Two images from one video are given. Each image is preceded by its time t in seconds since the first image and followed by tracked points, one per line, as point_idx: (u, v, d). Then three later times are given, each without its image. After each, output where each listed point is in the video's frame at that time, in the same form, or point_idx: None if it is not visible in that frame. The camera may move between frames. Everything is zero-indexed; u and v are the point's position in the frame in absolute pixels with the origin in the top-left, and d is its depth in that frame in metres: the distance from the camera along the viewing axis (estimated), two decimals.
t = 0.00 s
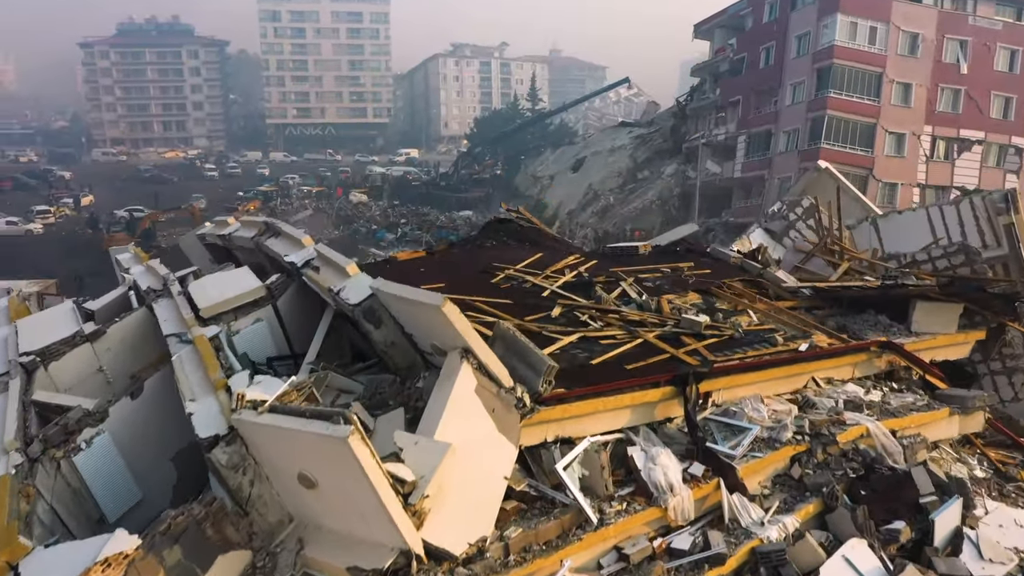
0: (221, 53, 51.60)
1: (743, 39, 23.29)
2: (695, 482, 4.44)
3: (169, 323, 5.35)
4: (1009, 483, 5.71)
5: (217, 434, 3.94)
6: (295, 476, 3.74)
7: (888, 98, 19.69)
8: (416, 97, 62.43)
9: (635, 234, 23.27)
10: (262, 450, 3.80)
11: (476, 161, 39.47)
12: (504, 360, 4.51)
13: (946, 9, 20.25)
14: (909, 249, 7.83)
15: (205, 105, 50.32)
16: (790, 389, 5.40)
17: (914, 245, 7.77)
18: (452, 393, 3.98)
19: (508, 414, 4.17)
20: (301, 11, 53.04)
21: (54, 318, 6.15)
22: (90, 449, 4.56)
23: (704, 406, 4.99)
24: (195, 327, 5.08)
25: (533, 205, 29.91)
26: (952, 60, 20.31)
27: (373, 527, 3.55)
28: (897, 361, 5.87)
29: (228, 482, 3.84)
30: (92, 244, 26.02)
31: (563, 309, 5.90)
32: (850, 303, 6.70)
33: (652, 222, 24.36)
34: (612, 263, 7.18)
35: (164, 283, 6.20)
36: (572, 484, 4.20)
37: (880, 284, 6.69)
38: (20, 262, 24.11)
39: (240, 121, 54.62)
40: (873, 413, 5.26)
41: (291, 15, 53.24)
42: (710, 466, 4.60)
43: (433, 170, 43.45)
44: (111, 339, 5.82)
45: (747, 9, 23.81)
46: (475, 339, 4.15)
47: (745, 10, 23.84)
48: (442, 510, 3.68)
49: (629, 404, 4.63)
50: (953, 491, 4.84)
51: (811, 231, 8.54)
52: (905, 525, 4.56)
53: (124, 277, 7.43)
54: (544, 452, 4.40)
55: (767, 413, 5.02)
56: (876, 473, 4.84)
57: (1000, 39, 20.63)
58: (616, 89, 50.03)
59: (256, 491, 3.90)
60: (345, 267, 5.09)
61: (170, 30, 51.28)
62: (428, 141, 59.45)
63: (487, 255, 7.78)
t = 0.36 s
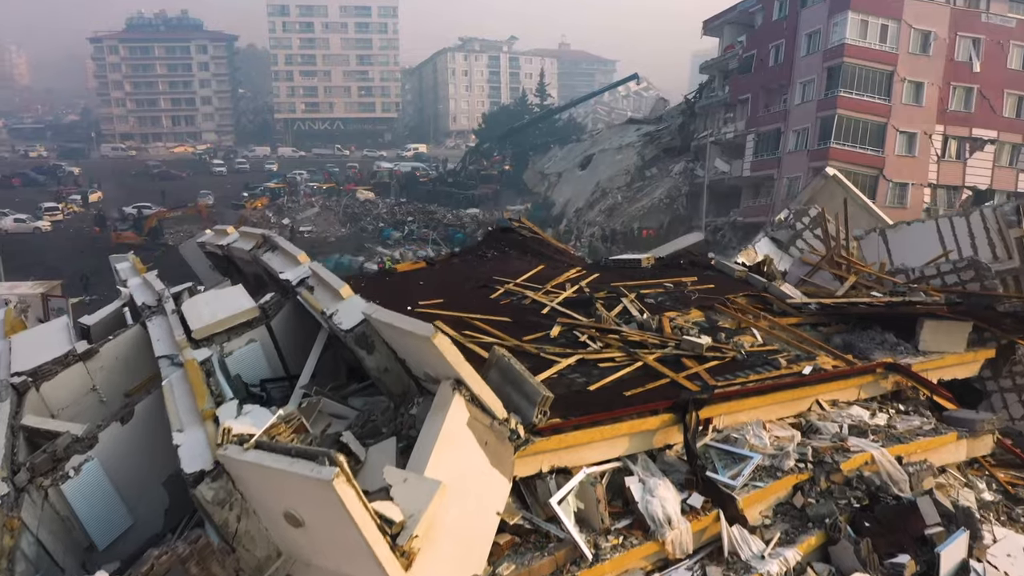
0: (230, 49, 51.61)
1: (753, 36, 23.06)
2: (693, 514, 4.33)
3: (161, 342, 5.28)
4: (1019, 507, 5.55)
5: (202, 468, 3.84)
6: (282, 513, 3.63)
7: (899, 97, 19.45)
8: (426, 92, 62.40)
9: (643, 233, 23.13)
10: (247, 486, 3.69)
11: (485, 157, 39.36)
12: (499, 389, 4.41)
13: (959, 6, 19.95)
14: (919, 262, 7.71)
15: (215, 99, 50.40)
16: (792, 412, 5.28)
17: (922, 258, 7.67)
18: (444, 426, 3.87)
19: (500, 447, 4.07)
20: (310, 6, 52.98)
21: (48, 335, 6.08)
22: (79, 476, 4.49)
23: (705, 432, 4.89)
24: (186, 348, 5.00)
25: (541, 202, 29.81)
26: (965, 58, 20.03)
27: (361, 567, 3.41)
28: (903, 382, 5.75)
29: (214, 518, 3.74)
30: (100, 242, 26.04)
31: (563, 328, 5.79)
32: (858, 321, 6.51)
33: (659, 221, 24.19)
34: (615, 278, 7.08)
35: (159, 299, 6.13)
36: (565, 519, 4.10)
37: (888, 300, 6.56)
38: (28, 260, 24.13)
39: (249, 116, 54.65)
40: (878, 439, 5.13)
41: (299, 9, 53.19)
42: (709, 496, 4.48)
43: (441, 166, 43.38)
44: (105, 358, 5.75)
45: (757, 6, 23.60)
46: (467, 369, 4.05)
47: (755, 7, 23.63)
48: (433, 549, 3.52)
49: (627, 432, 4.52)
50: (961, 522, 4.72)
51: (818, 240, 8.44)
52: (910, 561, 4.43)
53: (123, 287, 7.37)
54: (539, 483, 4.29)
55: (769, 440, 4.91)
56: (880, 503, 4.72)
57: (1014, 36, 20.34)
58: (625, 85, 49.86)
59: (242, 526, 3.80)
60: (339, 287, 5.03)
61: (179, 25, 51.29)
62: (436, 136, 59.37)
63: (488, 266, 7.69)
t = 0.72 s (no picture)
0: (238, 44, 51.64)
1: (762, 34, 22.83)
2: (691, 549, 4.20)
3: (153, 364, 5.19)
4: None
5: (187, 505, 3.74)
6: (267, 554, 3.52)
7: (910, 97, 19.20)
8: (434, 87, 62.31)
9: (650, 232, 22.97)
10: (232, 525, 3.59)
11: (492, 153, 39.27)
12: (493, 420, 4.31)
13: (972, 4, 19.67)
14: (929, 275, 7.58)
15: (223, 94, 50.48)
16: (795, 438, 5.16)
17: (932, 272, 7.55)
18: (434, 463, 3.76)
19: (494, 481, 3.96)
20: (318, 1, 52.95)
21: (41, 353, 6.02)
22: (66, 505, 4.40)
23: (704, 461, 4.78)
24: (176, 372, 4.92)
25: (548, 200, 29.69)
26: (977, 57, 19.75)
27: None
28: (910, 405, 5.61)
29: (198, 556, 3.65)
30: (107, 240, 26.09)
31: (561, 349, 5.68)
32: (863, 338, 6.43)
33: (667, 220, 24.04)
34: (616, 293, 6.99)
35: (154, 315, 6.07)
36: (558, 555, 3.98)
37: (894, 318, 6.42)
38: (36, 257, 24.20)
39: (257, 111, 54.66)
40: (883, 466, 4.99)
41: (307, 4, 53.17)
42: (707, 529, 4.36)
43: (449, 162, 43.31)
44: (98, 376, 5.68)
45: (767, 4, 23.39)
46: (458, 402, 3.96)
47: (765, 5, 23.41)
48: None
49: (623, 463, 4.40)
50: (968, 554, 4.46)
51: (824, 251, 8.30)
52: None
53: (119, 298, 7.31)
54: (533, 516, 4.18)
55: (770, 469, 4.79)
56: (885, 534, 4.55)
57: None
58: (635, 80, 49.67)
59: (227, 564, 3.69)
60: (331, 311, 4.95)
61: (188, 20, 51.30)
62: (444, 131, 59.30)
63: (489, 279, 7.60)
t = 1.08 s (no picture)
0: (247, 39, 51.62)
1: (771, 31, 22.59)
2: None
3: (143, 386, 5.11)
4: None
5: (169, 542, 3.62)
6: None
7: (921, 96, 18.97)
8: (442, 81, 62.17)
9: (658, 231, 22.78)
10: (215, 567, 3.46)
11: (500, 150, 39.09)
12: (485, 452, 4.21)
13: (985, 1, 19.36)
14: (936, 289, 7.48)
15: (231, 89, 50.49)
16: (797, 465, 5.04)
17: (940, 286, 7.43)
18: (424, 500, 3.66)
19: (486, 518, 3.85)
20: None
21: (34, 372, 5.96)
22: (51, 535, 4.32)
23: (701, 491, 4.67)
24: (165, 396, 4.84)
25: (555, 197, 29.57)
26: (990, 55, 19.45)
27: None
28: (915, 428, 5.48)
29: None
30: (114, 237, 26.11)
31: (559, 370, 5.59)
32: (869, 357, 6.31)
33: (674, 218, 23.87)
34: (616, 309, 6.90)
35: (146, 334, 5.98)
36: None
37: (898, 336, 6.29)
38: (43, 255, 24.23)
39: (266, 105, 54.61)
40: (887, 495, 4.87)
41: None
42: (705, 562, 4.22)
43: (457, 158, 43.21)
44: (89, 397, 5.59)
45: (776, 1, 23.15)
46: (448, 438, 3.89)
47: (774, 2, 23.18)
48: None
49: (619, 495, 4.29)
50: None
51: (830, 262, 8.19)
52: None
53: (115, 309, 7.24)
54: (524, 550, 4.05)
55: (770, 499, 4.66)
56: (888, 567, 4.39)
57: None
58: (644, 75, 49.42)
59: None
60: (324, 336, 4.90)
61: (197, 14, 51.26)
62: (453, 126, 59.21)
63: (490, 291, 7.52)
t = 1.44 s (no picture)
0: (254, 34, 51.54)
1: (781, 29, 22.35)
2: None
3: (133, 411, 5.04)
4: None
5: None
6: None
7: (931, 95, 18.72)
8: (450, 76, 62.00)
9: (666, 231, 22.46)
10: None
11: (507, 146, 38.97)
12: (475, 487, 4.10)
13: None
14: (943, 303, 7.35)
15: (239, 84, 50.46)
16: (798, 494, 4.90)
17: (948, 300, 7.29)
18: (412, 538, 3.55)
19: (474, 558, 3.72)
20: None
21: (23, 392, 5.89)
22: (36, 566, 4.23)
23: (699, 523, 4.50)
24: (154, 422, 4.76)
25: (562, 195, 29.41)
26: (1003, 54, 19.15)
27: None
28: (919, 453, 5.33)
29: None
30: (121, 235, 26.09)
31: (556, 394, 5.49)
32: (874, 377, 6.16)
33: (682, 217, 23.69)
34: (615, 325, 6.79)
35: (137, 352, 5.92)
36: None
37: (902, 357, 6.17)
38: (49, 253, 24.22)
39: (274, 100, 54.61)
40: (891, 526, 4.67)
41: None
42: None
43: (464, 153, 43.07)
44: (80, 418, 5.53)
45: None
46: (436, 476, 3.84)
47: None
48: None
49: (614, 528, 4.16)
50: None
51: (836, 274, 8.06)
52: None
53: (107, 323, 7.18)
54: None
55: (769, 533, 4.45)
56: None
57: None
58: (653, 71, 49.16)
59: None
60: (314, 361, 4.85)
61: (205, 9, 51.21)
62: (461, 121, 59.07)
63: (488, 305, 7.42)
